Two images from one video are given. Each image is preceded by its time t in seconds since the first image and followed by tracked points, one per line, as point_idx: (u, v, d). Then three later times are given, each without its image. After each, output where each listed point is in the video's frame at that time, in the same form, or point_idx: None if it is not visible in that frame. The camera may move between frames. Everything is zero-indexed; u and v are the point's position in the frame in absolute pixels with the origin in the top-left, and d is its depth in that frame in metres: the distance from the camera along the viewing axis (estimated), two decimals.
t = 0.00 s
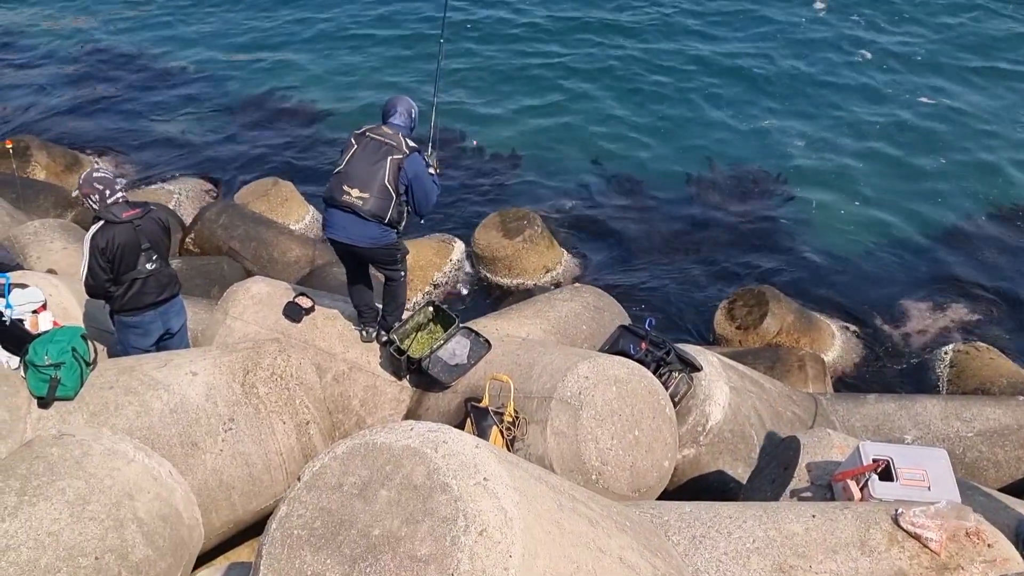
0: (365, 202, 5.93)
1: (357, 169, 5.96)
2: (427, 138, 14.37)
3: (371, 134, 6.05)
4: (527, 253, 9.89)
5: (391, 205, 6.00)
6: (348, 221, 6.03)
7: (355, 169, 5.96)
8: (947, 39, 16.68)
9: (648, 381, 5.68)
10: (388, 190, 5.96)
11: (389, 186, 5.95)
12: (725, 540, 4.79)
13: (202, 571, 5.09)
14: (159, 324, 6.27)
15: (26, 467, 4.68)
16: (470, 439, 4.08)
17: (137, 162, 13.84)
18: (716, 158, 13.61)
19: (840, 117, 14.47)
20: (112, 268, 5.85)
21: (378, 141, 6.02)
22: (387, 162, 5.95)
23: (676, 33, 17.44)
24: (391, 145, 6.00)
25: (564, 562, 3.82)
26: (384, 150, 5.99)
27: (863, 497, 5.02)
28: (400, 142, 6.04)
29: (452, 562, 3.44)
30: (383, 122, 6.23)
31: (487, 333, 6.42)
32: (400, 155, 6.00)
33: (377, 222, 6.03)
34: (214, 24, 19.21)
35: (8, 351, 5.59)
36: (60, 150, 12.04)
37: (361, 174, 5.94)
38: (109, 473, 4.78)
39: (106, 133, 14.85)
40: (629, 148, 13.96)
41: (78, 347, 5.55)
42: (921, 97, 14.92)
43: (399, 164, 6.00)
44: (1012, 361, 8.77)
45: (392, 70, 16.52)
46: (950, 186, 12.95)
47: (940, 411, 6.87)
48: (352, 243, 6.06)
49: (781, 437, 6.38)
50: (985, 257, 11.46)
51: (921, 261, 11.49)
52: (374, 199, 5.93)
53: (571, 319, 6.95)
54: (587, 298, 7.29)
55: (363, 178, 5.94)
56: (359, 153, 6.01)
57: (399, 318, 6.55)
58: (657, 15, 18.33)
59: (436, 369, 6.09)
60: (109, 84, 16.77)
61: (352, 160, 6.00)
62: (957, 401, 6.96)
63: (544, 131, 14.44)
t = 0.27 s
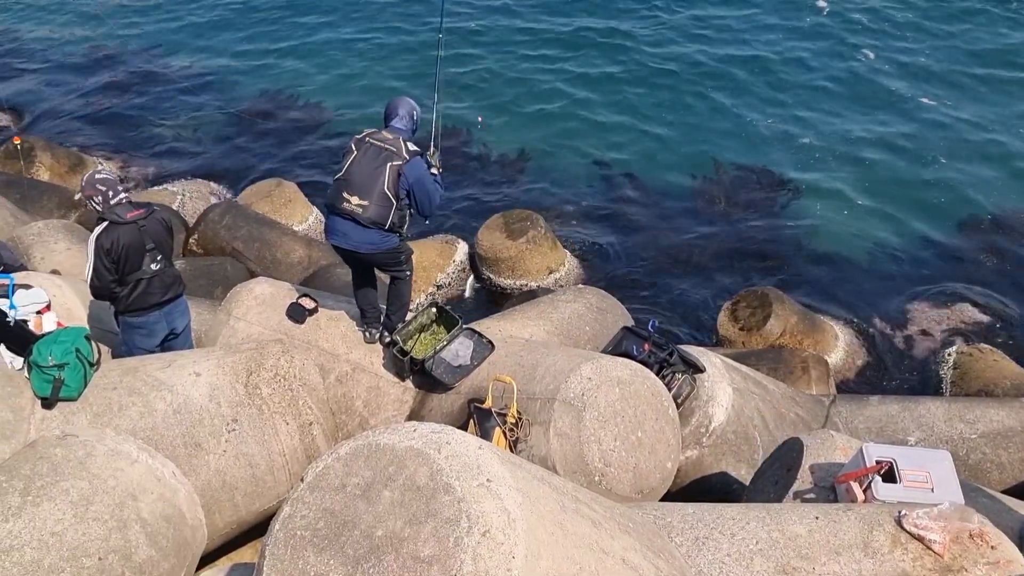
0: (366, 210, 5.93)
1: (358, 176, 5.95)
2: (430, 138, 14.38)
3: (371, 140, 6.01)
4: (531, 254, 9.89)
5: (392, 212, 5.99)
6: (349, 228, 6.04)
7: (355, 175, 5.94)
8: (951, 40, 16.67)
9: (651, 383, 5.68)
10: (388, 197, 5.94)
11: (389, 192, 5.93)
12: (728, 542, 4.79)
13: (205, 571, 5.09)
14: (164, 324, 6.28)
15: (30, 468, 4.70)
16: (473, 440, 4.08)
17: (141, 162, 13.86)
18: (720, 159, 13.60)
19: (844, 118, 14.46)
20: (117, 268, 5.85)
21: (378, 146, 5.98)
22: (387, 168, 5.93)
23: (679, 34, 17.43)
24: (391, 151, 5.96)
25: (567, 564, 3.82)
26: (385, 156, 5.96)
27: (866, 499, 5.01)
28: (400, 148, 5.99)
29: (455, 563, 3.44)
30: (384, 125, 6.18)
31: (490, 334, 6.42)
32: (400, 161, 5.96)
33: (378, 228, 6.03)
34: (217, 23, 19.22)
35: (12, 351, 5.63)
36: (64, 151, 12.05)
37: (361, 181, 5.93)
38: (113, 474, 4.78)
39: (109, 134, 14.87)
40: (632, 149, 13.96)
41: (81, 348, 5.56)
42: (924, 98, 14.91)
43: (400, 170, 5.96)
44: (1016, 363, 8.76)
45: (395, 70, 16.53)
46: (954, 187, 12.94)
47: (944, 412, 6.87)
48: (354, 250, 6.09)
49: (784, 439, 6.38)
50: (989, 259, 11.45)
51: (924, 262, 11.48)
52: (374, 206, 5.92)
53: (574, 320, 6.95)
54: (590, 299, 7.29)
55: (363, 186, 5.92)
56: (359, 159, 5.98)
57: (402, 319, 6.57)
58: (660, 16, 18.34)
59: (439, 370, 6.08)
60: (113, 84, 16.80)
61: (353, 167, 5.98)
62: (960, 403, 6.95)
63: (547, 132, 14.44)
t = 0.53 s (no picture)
0: (368, 215, 5.93)
1: (359, 181, 5.95)
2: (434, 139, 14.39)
3: (372, 144, 6.01)
4: (535, 255, 9.89)
5: (395, 215, 6.00)
6: (353, 233, 6.05)
7: (357, 180, 5.95)
8: (955, 41, 16.64)
9: (655, 384, 5.67)
10: (390, 201, 5.93)
11: (391, 196, 5.93)
12: (732, 543, 4.78)
13: (209, 572, 5.10)
14: (169, 325, 6.29)
15: (36, 468, 4.71)
16: (476, 440, 4.08)
17: (145, 163, 13.89)
18: (723, 160, 13.58)
19: (847, 118, 14.44)
20: (124, 268, 5.87)
21: (379, 150, 5.98)
22: (389, 172, 5.92)
23: (682, 34, 17.43)
24: (392, 155, 5.96)
25: (571, 564, 3.82)
26: (386, 160, 5.96)
27: (870, 499, 5.00)
28: (401, 151, 5.98)
29: (459, 564, 3.44)
30: (385, 128, 6.17)
31: (494, 334, 6.42)
32: (402, 165, 5.95)
33: (381, 232, 6.04)
34: (222, 24, 19.26)
35: (16, 350, 5.66)
36: (69, 151, 12.07)
37: (363, 186, 5.93)
38: (117, 473, 4.79)
39: (114, 134, 14.90)
40: (636, 150, 13.96)
41: (86, 348, 5.58)
42: (928, 98, 14.89)
43: (401, 174, 5.96)
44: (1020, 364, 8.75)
45: (399, 71, 16.56)
46: (958, 188, 12.92)
47: (948, 413, 6.86)
48: (360, 254, 6.10)
49: (788, 440, 6.38)
50: (993, 260, 11.43)
51: (928, 263, 11.47)
52: (377, 211, 5.93)
53: (578, 321, 6.95)
54: (594, 300, 7.29)
55: (365, 191, 5.92)
56: (360, 164, 5.98)
57: (406, 319, 6.55)
58: (664, 16, 18.33)
59: (443, 371, 6.08)
60: (118, 85, 16.84)
61: (354, 171, 5.98)
62: (964, 404, 6.95)
63: (551, 132, 14.44)
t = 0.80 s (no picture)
0: (370, 217, 5.94)
1: (361, 182, 5.95)
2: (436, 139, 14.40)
3: (372, 144, 5.99)
4: (537, 255, 9.88)
5: (397, 215, 5.99)
6: (356, 235, 6.06)
7: (358, 182, 5.95)
8: (958, 41, 16.61)
9: (657, 384, 5.67)
10: (392, 202, 5.92)
11: (393, 197, 5.92)
12: (733, 543, 4.78)
13: (211, 572, 5.09)
14: (172, 324, 6.30)
15: (38, 467, 4.72)
16: (478, 439, 4.08)
17: (148, 163, 13.90)
18: (725, 160, 13.57)
19: (850, 118, 14.43)
20: (128, 268, 5.87)
21: (379, 151, 5.97)
22: (389, 172, 5.91)
23: (684, 34, 17.42)
24: (392, 155, 5.94)
25: (572, 563, 3.82)
26: (386, 160, 5.94)
27: (873, 500, 4.99)
28: (401, 151, 5.96)
29: (460, 563, 3.44)
30: (385, 127, 6.15)
31: (497, 334, 6.42)
32: (401, 165, 5.93)
33: (383, 233, 6.04)
34: (224, 25, 19.28)
35: (19, 351, 5.60)
36: (72, 152, 12.08)
37: (363, 188, 5.93)
38: (119, 473, 4.80)
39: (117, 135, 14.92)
40: (638, 150, 13.95)
41: (89, 347, 5.58)
42: (930, 98, 14.87)
43: (402, 174, 5.93)
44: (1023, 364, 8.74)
45: (401, 72, 16.56)
46: (960, 189, 12.90)
47: (951, 414, 6.86)
48: (364, 255, 6.11)
49: (790, 440, 6.38)
50: (996, 261, 11.42)
51: (930, 264, 11.46)
52: (379, 211, 5.92)
53: (581, 321, 6.95)
54: (597, 301, 7.29)
55: (366, 192, 5.92)
56: (360, 166, 5.97)
57: (408, 319, 6.54)
58: (666, 16, 18.32)
59: (446, 371, 6.09)
60: (121, 86, 16.87)
61: (355, 173, 5.97)
62: (967, 404, 6.94)
63: (553, 132, 14.44)
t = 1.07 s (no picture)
0: (370, 217, 5.94)
1: (360, 182, 5.94)
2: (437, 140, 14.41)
3: (370, 144, 5.98)
4: (538, 256, 9.88)
5: (397, 215, 5.99)
6: (356, 235, 6.06)
7: (357, 182, 5.95)
8: (959, 43, 16.62)
9: (658, 384, 5.68)
10: (391, 202, 5.92)
11: (392, 196, 5.92)
12: (734, 543, 4.78)
13: (212, 572, 5.10)
14: (175, 323, 6.31)
15: (39, 467, 4.72)
16: (479, 440, 4.09)
17: (149, 164, 13.91)
18: (726, 160, 13.57)
19: (851, 119, 14.43)
20: (132, 268, 5.87)
21: (377, 151, 5.96)
22: (388, 171, 5.91)
23: (686, 35, 17.43)
24: (391, 155, 5.93)
25: (572, 563, 3.82)
26: (384, 160, 5.94)
27: (873, 500, 5.00)
28: (399, 150, 5.95)
29: (461, 563, 3.45)
30: (384, 125, 6.13)
31: (498, 335, 6.42)
32: (400, 165, 5.92)
33: (383, 233, 6.04)
34: (226, 25, 19.29)
35: (20, 351, 5.60)
36: (73, 152, 12.09)
37: (363, 188, 5.93)
38: (121, 473, 4.80)
39: (118, 135, 14.93)
40: (639, 151, 13.95)
41: (90, 348, 5.58)
42: (932, 99, 14.86)
43: (401, 173, 5.93)
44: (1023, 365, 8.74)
45: (402, 72, 16.57)
46: (961, 190, 12.90)
47: (951, 415, 6.86)
48: (364, 255, 6.11)
49: (791, 441, 6.38)
50: (996, 262, 11.42)
51: (931, 266, 11.46)
52: (378, 211, 5.93)
53: (581, 321, 6.96)
54: (598, 301, 7.30)
55: (365, 192, 5.92)
56: (359, 166, 5.97)
57: (409, 319, 6.55)
58: (667, 17, 18.32)
59: (446, 372, 6.09)
60: (123, 86, 16.89)
61: (354, 173, 5.97)
62: (968, 405, 6.94)
63: (554, 133, 14.44)
